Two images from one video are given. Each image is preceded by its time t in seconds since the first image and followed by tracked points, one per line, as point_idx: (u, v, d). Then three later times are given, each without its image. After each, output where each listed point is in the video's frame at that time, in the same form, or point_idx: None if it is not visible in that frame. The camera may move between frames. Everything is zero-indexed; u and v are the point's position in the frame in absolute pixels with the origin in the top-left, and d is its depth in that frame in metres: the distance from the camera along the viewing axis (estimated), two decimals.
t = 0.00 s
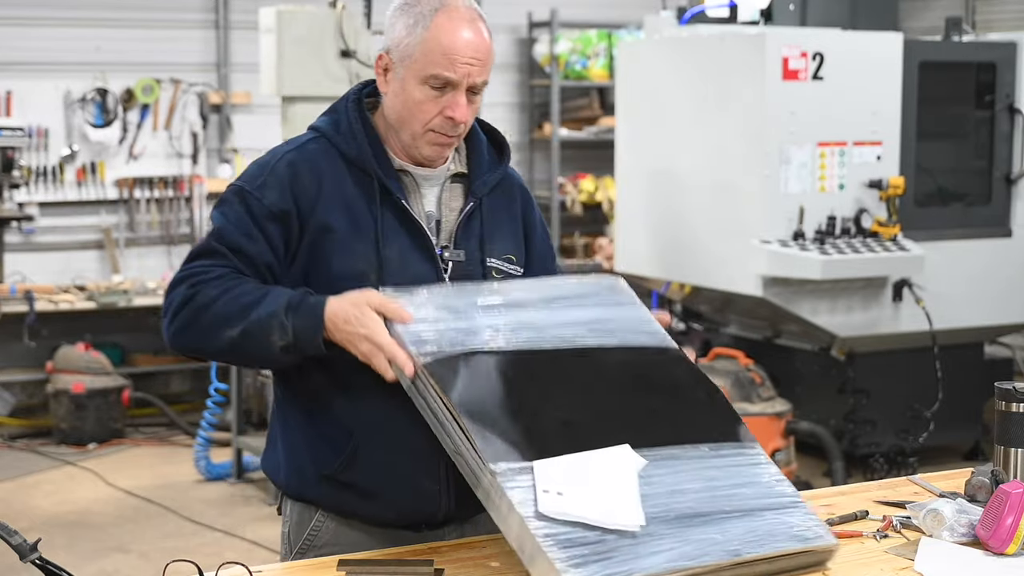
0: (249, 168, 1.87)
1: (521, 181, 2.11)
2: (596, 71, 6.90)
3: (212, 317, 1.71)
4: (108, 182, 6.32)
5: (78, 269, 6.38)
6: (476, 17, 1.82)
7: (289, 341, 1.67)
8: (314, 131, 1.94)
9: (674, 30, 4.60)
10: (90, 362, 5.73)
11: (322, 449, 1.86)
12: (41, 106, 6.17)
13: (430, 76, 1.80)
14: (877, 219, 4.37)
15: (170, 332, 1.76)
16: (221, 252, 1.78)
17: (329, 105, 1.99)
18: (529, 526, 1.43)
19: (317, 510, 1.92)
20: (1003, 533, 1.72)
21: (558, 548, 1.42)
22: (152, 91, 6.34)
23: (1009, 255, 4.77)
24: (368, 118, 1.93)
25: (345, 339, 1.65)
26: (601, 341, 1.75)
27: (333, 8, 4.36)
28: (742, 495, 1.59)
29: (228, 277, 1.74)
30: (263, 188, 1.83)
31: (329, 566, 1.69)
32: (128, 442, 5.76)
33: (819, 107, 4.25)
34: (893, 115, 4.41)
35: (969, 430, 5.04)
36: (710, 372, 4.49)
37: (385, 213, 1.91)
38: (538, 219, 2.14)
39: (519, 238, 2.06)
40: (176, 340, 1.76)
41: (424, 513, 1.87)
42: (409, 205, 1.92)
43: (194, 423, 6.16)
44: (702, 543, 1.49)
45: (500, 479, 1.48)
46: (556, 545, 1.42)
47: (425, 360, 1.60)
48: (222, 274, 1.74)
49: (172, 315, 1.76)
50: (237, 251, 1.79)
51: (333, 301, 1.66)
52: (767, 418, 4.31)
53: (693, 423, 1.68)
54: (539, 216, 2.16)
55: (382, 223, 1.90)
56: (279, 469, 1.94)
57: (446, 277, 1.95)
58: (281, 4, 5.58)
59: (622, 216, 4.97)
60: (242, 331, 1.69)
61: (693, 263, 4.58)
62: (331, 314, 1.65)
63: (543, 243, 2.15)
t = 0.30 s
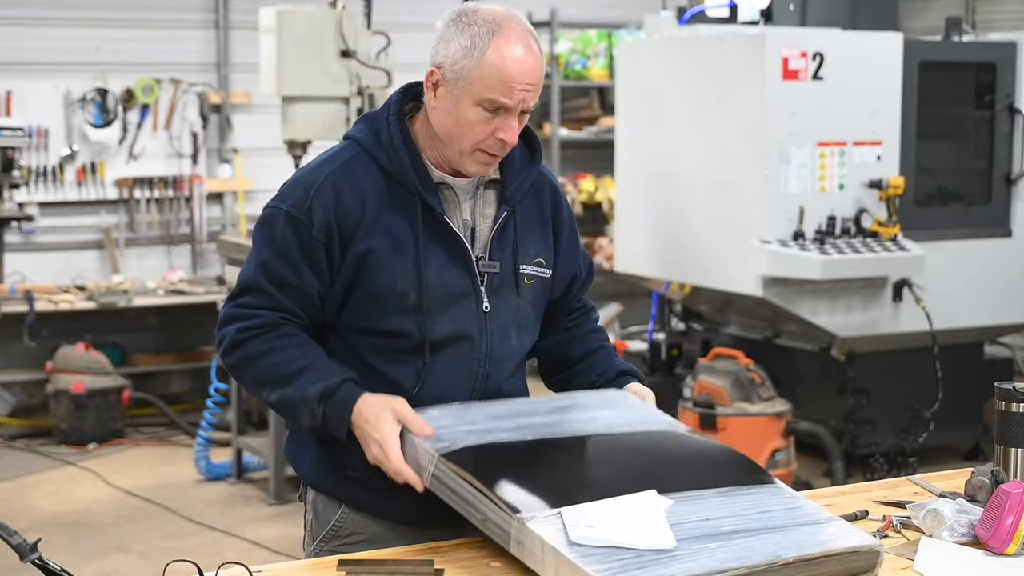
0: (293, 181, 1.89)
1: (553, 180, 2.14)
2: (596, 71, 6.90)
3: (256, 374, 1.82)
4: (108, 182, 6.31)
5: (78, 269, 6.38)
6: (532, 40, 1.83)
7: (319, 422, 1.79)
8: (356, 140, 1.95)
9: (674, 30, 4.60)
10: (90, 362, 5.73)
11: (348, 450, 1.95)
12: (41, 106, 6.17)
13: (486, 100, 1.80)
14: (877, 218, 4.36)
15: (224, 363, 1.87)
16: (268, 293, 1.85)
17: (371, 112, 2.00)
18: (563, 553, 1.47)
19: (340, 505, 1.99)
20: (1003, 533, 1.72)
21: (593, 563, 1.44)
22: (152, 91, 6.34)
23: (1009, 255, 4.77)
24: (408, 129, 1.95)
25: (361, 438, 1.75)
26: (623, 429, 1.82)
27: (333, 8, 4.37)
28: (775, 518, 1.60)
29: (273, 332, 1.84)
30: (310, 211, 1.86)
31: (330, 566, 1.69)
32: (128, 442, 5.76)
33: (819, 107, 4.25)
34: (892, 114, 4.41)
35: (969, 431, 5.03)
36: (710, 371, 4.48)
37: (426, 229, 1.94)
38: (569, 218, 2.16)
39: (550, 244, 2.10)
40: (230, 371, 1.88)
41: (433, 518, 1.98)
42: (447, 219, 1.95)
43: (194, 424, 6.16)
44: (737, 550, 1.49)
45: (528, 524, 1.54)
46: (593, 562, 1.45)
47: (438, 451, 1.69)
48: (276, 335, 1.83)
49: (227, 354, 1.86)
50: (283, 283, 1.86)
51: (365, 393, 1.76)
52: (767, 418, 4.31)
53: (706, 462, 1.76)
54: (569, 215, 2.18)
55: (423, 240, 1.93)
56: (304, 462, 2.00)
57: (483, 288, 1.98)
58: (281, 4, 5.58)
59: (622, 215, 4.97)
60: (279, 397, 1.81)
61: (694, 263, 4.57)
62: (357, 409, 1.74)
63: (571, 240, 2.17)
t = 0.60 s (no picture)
0: (297, 189, 1.93)
1: (559, 178, 2.15)
2: (596, 71, 6.90)
3: (270, 398, 1.89)
4: (108, 182, 6.31)
5: (79, 269, 6.38)
6: (537, 45, 1.84)
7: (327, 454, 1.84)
8: (358, 145, 1.99)
9: (674, 29, 4.60)
10: (90, 362, 5.73)
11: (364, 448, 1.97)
12: (41, 106, 6.17)
13: (492, 107, 1.82)
14: (877, 218, 4.36)
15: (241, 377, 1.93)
16: (276, 305, 1.90)
17: (371, 117, 2.03)
18: (563, 561, 1.46)
19: (354, 505, 2.00)
20: (1003, 533, 1.72)
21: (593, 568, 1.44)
22: (152, 91, 6.35)
23: (1009, 255, 4.77)
24: (411, 132, 1.97)
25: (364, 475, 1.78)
26: (619, 456, 1.84)
27: (333, 8, 4.37)
28: (774, 522, 1.61)
29: (285, 353, 1.89)
30: (316, 218, 1.90)
31: (330, 566, 1.69)
32: (128, 442, 5.75)
33: (819, 107, 4.25)
34: (892, 114, 4.41)
35: (969, 431, 5.03)
36: (710, 371, 4.47)
37: (432, 230, 1.96)
38: (576, 216, 2.18)
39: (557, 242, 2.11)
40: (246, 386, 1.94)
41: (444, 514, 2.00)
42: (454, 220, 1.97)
43: (194, 423, 6.16)
44: (736, 551, 1.49)
45: (525, 538, 1.53)
46: (594, 567, 1.45)
47: (433, 483, 1.71)
48: (289, 356, 1.89)
49: (240, 367, 1.93)
50: (291, 293, 1.90)
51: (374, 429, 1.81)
52: (767, 418, 4.31)
53: (707, 478, 1.78)
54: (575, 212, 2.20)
55: (428, 241, 1.96)
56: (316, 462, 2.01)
57: (490, 286, 2.00)
58: (281, 4, 5.57)
59: (622, 215, 4.98)
60: (290, 425, 1.87)
61: (693, 264, 4.57)
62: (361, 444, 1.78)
63: (577, 236, 2.19)
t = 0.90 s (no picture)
0: (291, 181, 1.92)
1: (557, 179, 2.11)
2: (596, 71, 6.90)
3: (260, 367, 1.84)
4: (108, 182, 6.31)
5: (79, 269, 6.38)
6: (526, 44, 1.82)
7: (316, 403, 1.78)
8: (351, 139, 1.97)
9: (674, 29, 4.60)
10: (90, 362, 5.73)
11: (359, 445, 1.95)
12: (41, 106, 6.17)
13: (478, 104, 1.80)
14: (877, 218, 4.36)
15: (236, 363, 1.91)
16: (272, 293, 1.89)
17: (366, 113, 2.01)
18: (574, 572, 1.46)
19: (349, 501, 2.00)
20: (1003, 533, 1.72)
21: None
22: (152, 91, 6.35)
23: (1009, 256, 4.77)
24: (403, 127, 1.95)
25: (342, 415, 1.71)
26: (626, 485, 1.84)
27: (333, 8, 4.37)
28: (783, 531, 1.60)
29: (275, 325, 1.86)
30: (305, 207, 1.88)
31: (329, 566, 1.69)
32: (128, 442, 5.75)
33: (819, 107, 4.25)
34: (893, 115, 4.41)
35: (969, 431, 5.02)
36: (710, 372, 4.48)
37: (421, 225, 1.93)
38: (575, 216, 2.13)
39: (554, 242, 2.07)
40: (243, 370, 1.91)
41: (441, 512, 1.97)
42: (444, 219, 1.94)
43: (194, 423, 6.16)
44: (747, 557, 1.49)
45: (535, 553, 1.52)
46: None
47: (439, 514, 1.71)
48: (279, 330, 1.85)
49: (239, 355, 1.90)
50: (287, 284, 1.89)
51: (362, 372, 1.76)
52: (767, 419, 4.31)
53: (704, 494, 1.79)
54: (576, 215, 2.14)
55: (417, 234, 1.93)
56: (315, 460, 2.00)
57: (479, 285, 1.96)
58: (281, 4, 5.56)
59: (622, 216, 4.98)
60: (281, 386, 1.81)
61: (693, 264, 4.57)
62: (350, 392, 1.72)
63: (574, 238, 2.13)
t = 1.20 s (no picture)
0: (270, 183, 1.93)
1: (544, 176, 2.10)
2: (596, 71, 6.90)
3: (235, 391, 1.85)
4: (108, 182, 6.31)
5: (78, 269, 6.38)
6: (505, 46, 1.81)
7: (282, 445, 1.79)
8: (332, 139, 1.97)
9: (674, 30, 4.61)
10: (90, 362, 5.73)
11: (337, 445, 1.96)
12: (41, 106, 6.16)
13: (452, 103, 1.80)
14: (877, 218, 4.36)
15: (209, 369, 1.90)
16: (246, 295, 1.88)
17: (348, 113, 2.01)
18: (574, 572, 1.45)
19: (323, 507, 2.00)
20: (1003, 533, 1.72)
21: None
22: (152, 91, 6.35)
23: (1009, 256, 4.77)
24: (382, 126, 1.95)
25: (308, 459, 1.71)
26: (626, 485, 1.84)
27: (333, 8, 4.37)
28: (783, 531, 1.60)
29: (250, 347, 1.86)
30: (281, 206, 1.88)
31: (329, 566, 1.69)
32: (128, 442, 5.75)
33: (819, 107, 4.25)
34: (893, 115, 4.41)
35: (969, 431, 5.02)
36: (710, 371, 4.48)
37: (396, 222, 1.93)
38: (562, 215, 2.12)
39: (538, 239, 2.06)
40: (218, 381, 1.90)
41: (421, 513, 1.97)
42: (422, 215, 1.94)
43: (194, 423, 6.16)
44: (747, 557, 1.49)
45: (535, 553, 1.52)
46: None
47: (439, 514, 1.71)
48: (256, 349, 1.86)
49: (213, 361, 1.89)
50: (263, 284, 1.88)
51: (329, 423, 1.76)
52: (767, 418, 4.31)
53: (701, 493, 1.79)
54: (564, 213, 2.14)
55: (392, 232, 1.92)
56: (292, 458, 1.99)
57: (459, 282, 1.95)
58: (281, 4, 5.56)
59: (622, 216, 4.98)
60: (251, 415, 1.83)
61: (693, 264, 4.57)
62: (316, 440, 1.72)
63: (561, 234, 2.11)
